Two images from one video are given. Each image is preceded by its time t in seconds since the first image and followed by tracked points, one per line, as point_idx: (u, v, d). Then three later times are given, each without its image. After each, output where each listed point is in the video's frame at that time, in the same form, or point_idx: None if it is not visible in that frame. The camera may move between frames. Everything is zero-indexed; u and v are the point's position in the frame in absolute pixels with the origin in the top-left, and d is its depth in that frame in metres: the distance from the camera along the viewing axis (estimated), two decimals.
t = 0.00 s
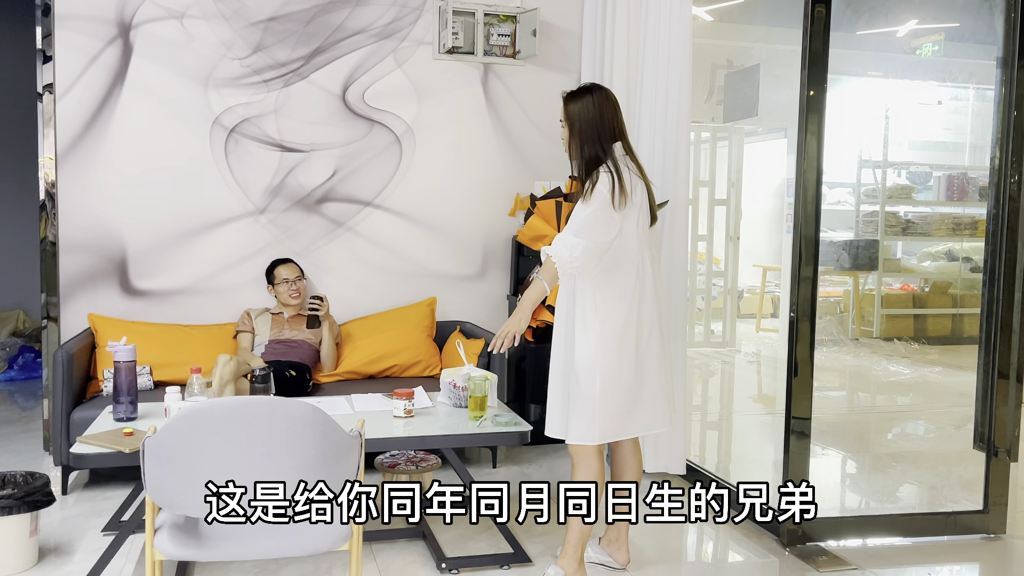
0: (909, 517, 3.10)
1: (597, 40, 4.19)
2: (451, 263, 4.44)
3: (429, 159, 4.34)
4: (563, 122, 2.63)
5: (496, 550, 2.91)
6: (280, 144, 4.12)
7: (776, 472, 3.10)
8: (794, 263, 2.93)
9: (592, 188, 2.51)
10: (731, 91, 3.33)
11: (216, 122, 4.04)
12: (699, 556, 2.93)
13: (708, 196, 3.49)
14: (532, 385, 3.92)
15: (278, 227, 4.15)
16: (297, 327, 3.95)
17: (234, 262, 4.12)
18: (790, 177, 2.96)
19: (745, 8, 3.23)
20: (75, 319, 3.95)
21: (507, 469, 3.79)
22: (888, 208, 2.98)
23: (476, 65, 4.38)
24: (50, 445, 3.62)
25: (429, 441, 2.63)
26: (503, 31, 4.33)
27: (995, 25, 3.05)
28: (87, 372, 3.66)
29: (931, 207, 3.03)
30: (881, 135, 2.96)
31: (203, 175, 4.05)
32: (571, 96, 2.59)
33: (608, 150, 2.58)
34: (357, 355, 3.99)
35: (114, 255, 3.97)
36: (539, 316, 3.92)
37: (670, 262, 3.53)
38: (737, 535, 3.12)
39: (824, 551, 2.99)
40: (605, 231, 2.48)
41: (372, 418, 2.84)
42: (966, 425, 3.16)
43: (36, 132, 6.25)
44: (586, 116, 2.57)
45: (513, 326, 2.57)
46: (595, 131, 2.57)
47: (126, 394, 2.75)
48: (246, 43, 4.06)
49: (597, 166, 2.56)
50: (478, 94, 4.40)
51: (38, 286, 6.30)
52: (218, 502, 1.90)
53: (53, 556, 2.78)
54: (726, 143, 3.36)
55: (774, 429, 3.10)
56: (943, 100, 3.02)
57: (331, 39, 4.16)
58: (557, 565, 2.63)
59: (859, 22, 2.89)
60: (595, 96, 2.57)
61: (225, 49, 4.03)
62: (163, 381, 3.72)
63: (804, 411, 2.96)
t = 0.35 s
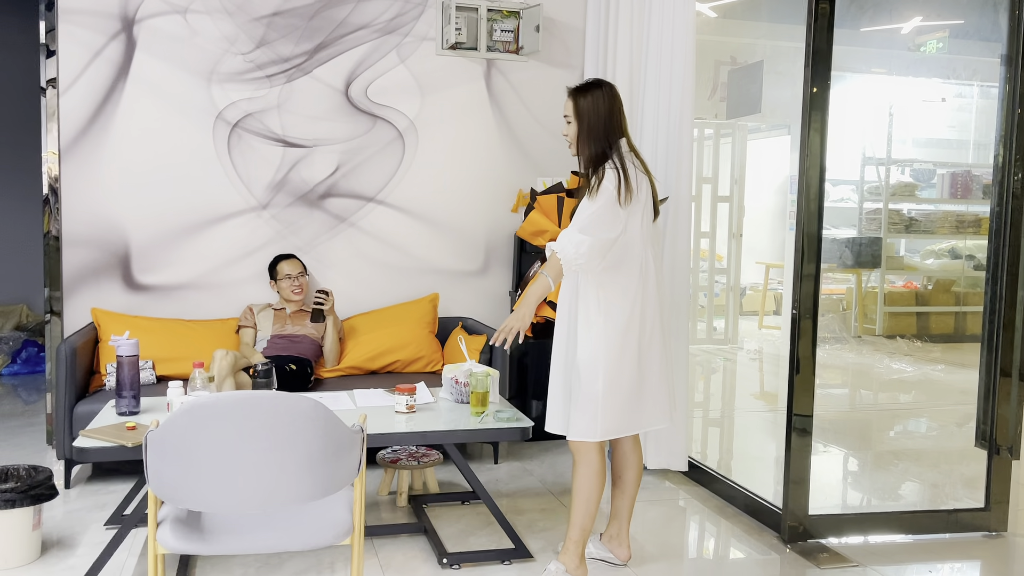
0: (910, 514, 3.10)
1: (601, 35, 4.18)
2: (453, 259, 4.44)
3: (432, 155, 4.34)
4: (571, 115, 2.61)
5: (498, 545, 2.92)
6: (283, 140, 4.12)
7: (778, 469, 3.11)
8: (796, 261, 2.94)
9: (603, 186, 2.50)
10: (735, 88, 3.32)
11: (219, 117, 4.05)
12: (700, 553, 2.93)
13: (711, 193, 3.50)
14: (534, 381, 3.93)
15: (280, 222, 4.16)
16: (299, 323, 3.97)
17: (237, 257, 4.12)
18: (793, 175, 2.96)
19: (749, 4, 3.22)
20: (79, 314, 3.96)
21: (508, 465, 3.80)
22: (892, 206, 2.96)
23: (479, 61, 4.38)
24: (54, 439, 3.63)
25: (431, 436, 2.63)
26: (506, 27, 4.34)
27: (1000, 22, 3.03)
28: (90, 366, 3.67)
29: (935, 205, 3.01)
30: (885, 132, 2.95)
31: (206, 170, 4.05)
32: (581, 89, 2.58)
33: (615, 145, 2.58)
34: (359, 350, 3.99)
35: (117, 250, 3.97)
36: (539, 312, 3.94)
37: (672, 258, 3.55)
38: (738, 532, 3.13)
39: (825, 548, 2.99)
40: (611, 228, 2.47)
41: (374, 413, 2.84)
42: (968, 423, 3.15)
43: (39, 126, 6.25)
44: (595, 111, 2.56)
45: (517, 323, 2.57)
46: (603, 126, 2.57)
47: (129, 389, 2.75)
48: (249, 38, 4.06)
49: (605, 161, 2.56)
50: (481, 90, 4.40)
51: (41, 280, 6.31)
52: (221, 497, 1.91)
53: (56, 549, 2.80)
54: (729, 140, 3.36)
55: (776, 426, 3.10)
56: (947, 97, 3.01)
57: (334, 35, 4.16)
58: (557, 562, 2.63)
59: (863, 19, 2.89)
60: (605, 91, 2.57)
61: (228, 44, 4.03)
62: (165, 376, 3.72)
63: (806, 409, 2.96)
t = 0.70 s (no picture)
0: (912, 512, 3.09)
1: (605, 30, 4.16)
2: (456, 255, 4.44)
3: (434, 150, 4.34)
4: (576, 108, 2.59)
5: (499, 541, 2.92)
6: (286, 135, 4.12)
7: (780, 466, 3.10)
8: (799, 257, 2.93)
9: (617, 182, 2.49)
10: (738, 84, 3.32)
11: (222, 112, 4.05)
12: (702, 549, 2.93)
13: (715, 189, 3.50)
14: (536, 377, 3.94)
15: (283, 217, 4.16)
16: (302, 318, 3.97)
17: (239, 252, 4.12)
18: (796, 171, 2.95)
19: None
20: (82, 308, 3.97)
21: (510, 461, 3.80)
22: (895, 202, 2.96)
23: (482, 57, 4.37)
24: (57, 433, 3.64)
25: (433, 431, 2.63)
26: (509, 22, 4.33)
27: (1004, 19, 3.01)
28: (93, 361, 3.68)
29: (939, 202, 3.01)
30: (888, 129, 2.95)
31: (209, 166, 4.05)
32: (587, 80, 2.57)
33: (621, 139, 2.59)
34: (361, 346, 3.99)
35: (120, 244, 3.98)
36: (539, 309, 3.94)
37: (676, 256, 3.50)
38: (739, 529, 3.13)
39: (826, 544, 2.99)
40: (617, 223, 2.46)
41: (376, 408, 2.84)
42: (971, 421, 3.15)
43: (43, 121, 6.26)
44: (602, 103, 2.56)
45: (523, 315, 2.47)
46: (609, 120, 2.58)
47: (132, 383, 2.76)
48: (252, 33, 4.06)
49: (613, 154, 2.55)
50: (484, 86, 4.39)
51: (44, 275, 6.32)
52: (223, 490, 1.91)
53: (58, 543, 2.80)
54: (732, 136, 3.36)
55: (778, 423, 3.10)
56: (951, 94, 3.00)
57: (337, 30, 4.15)
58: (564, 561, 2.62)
59: (867, 15, 2.88)
60: (610, 84, 2.58)
61: (231, 39, 4.03)
62: (170, 370, 3.76)
63: (808, 405, 2.95)
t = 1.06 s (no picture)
0: (915, 509, 3.09)
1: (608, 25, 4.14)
2: (459, 252, 4.44)
3: (437, 146, 4.33)
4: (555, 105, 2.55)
5: (501, 536, 2.93)
6: (289, 130, 4.12)
7: (783, 463, 3.10)
8: (802, 254, 2.92)
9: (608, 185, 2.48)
10: (742, 81, 3.31)
11: (225, 107, 4.05)
12: (704, 546, 2.93)
13: (718, 186, 3.48)
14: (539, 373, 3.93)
15: (286, 213, 4.16)
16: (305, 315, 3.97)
17: (243, 248, 4.13)
18: (800, 168, 2.95)
19: None
20: (86, 303, 3.98)
21: (513, 457, 3.80)
22: (899, 200, 2.96)
23: (486, 52, 4.37)
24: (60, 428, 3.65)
25: (436, 428, 2.63)
26: (513, 18, 4.31)
27: (1009, 16, 3.00)
28: (97, 355, 3.68)
29: (943, 199, 3.00)
30: (893, 126, 2.94)
31: (212, 161, 4.05)
32: (564, 75, 2.53)
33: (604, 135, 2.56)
34: (363, 342, 3.99)
35: (123, 240, 3.98)
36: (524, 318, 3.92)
37: (679, 253, 3.50)
38: (741, 526, 3.13)
39: (829, 542, 2.99)
40: (606, 229, 2.46)
41: (379, 404, 2.85)
42: (974, 419, 3.14)
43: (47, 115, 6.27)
44: (583, 98, 2.53)
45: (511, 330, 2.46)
46: (592, 117, 2.55)
47: (135, 378, 2.76)
48: (256, 28, 4.05)
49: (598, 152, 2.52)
50: (488, 82, 4.39)
51: (49, 270, 6.34)
52: (226, 484, 1.92)
53: (62, 537, 2.81)
54: (736, 133, 3.35)
55: (781, 420, 3.09)
56: (956, 91, 2.99)
57: (341, 25, 4.15)
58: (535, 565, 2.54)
59: (872, 11, 2.87)
60: (587, 78, 2.55)
61: (235, 34, 4.03)
62: (171, 366, 3.74)
63: (811, 403, 2.95)
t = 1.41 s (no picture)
0: (918, 508, 3.09)
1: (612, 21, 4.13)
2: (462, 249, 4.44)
3: (440, 142, 4.32)
4: (484, 108, 2.30)
5: (504, 533, 2.93)
6: (293, 127, 4.12)
7: (785, 461, 3.10)
8: (806, 253, 2.92)
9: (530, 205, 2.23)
10: (746, 78, 3.31)
11: (229, 103, 4.05)
12: (706, 544, 2.93)
13: (721, 184, 3.48)
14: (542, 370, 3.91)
15: (289, 210, 4.16)
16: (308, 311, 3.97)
17: (246, 245, 4.13)
18: (804, 166, 2.95)
19: None
20: (89, 300, 3.99)
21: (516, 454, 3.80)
22: (903, 198, 2.95)
23: (490, 49, 4.37)
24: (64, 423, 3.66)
25: (438, 425, 2.63)
26: (517, 16, 4.29)
27: (1015, 14, 2.99)
28: (100, 352, 3.69)
29: (947, 198, 2.99)
30: (897, 124, 2.93)
31: (215, 157, 4.05)
32: (497, 75, 2.28)
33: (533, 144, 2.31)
34: (366, 338, 3.99)
35: (126, 236, 3.99)
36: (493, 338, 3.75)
37: (682, 251, 3.50)
38: (744, 523, 3.13)
39: (832, 540, 2.99)
40: (529, 242, 2.24)
41: (382, 400, 2.85)
42: (977, 417, 3.14)
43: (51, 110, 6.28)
44: (514, 102, 2.27)
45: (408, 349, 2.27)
46: (523, 123, 2.29)
47: (138, 373, 2.76)
48: (260, 25, 4.05)
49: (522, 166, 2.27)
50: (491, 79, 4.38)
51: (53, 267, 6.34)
52: (228, 480, 1.92)
53: (65, 532, 2.82)
54: (739, 131, 3.35)
55: (783, 418, 3.09)
56: (961, 89, 2.98)
57: (344, 22, 4.15)
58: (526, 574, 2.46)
59: (876, 9, 2.87)
60: (523, 77, 2.28)
61: (238, 30, 4.03)
62: (176, 362, 3.75)
63: (814, 401, 2.95)
